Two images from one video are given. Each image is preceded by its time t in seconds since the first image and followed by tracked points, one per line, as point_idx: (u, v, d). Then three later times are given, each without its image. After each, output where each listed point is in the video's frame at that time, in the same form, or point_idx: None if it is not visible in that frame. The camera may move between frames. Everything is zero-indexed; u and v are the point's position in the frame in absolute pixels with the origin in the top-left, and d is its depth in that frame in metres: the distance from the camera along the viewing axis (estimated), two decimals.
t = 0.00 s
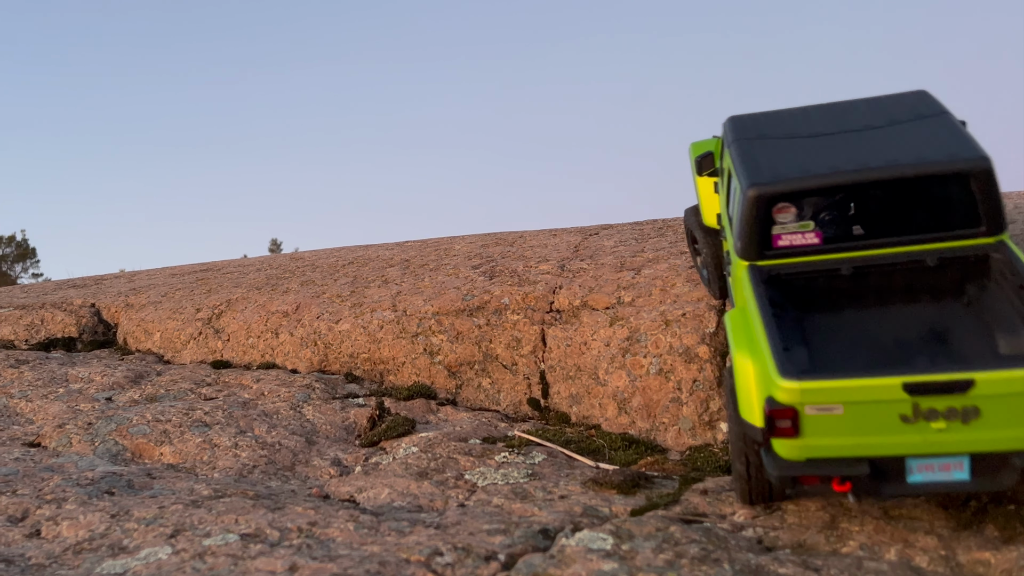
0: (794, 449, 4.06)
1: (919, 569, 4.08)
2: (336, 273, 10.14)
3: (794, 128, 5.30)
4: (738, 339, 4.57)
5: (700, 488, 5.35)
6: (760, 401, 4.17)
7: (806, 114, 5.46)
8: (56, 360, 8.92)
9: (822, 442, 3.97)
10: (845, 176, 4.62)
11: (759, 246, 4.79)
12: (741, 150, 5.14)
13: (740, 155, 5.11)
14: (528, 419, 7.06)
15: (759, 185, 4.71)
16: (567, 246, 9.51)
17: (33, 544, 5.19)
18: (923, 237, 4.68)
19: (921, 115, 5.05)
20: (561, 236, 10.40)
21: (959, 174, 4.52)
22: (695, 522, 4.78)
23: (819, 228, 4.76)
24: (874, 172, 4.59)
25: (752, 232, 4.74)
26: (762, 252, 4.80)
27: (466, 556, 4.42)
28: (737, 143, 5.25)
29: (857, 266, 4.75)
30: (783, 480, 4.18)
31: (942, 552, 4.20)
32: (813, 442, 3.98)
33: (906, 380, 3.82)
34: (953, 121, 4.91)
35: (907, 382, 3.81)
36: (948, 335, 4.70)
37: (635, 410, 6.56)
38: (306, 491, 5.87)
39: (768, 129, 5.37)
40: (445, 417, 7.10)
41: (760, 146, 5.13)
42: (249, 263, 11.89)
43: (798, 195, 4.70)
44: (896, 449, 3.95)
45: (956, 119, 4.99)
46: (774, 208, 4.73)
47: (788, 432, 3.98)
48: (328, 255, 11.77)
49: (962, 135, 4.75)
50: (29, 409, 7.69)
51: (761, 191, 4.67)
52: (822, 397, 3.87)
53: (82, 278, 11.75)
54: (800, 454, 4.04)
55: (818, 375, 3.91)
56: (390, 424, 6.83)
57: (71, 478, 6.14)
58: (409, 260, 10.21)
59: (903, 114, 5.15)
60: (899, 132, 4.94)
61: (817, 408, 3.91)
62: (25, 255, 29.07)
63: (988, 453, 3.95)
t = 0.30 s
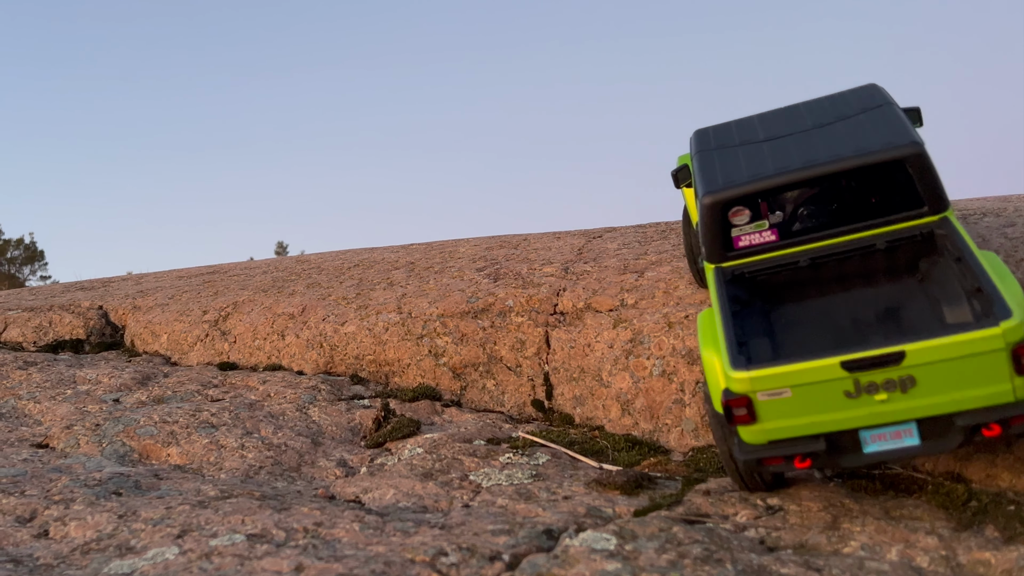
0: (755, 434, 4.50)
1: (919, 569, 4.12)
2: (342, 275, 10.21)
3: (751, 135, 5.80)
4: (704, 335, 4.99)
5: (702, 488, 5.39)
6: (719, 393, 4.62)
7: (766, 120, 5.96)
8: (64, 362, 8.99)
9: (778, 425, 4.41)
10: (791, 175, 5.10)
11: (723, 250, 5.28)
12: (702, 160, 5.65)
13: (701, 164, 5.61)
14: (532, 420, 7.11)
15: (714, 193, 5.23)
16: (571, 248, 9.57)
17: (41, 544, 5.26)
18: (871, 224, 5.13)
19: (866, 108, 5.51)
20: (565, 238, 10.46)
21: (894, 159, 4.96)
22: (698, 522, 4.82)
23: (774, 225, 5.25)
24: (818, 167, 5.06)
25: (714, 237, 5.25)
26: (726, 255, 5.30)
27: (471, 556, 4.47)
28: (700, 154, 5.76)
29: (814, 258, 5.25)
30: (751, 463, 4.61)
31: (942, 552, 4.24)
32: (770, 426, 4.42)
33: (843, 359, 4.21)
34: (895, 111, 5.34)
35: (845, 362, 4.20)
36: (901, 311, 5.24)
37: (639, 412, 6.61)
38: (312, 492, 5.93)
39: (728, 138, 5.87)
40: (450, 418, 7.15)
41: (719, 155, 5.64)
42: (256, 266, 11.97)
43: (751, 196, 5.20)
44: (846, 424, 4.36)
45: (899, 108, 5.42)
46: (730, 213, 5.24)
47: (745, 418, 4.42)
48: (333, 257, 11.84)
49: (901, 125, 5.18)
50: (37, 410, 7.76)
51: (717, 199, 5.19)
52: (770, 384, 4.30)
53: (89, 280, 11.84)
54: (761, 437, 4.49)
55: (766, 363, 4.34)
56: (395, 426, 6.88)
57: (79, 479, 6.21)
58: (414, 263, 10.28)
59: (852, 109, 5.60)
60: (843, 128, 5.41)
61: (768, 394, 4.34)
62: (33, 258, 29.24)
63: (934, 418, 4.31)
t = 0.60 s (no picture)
0: (732, 424, 4.90)
1: (920, 570, 4.15)
2: (348, 278, 10.27)
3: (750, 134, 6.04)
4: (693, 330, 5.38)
5: (705, 488, 5.43)
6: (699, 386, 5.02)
7: (764, 119, 6.16)
8: (72, 364, 9.06)
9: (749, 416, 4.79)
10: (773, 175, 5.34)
11: (713, 248, 5.64)
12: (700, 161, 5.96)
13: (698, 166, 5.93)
14: (536, 421, 7.16)
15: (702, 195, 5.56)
16: (575, 251, 9.62)
17: (50, 544, 5.32)
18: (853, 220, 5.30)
19: (858, 106, 5.62)
20: (569, 241, 10.50)
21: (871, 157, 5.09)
22: (701, 523, 4.86)
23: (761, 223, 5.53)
24: (797, 167, 5.26)
25: (704, 237, 5.61)
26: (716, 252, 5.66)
27: (475, 556, 4.51)
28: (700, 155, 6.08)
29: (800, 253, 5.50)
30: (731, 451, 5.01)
31: (943, 552, 4.27)
32: (742, 416, 4.81)
33: (803, 354, 4.50)
34: (883, 107, 5.46)
35: (806, 355, 4.50)
36: (881, 302, 5.25)
37: (642, 413, 6.66)
38: (317, 492, 5.98)
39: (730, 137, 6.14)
40: (455, 420, 7.19)
41: (715, 156, 5.94)
42: (262, 268, 12.04)
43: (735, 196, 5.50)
44: (812, 413, 4.67)
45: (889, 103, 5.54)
46: (718, 213, 5.56)
47: (719, 410, 4.82)
48: (339, 260, 11.90)
49: (886, 120, 5.30)
50: (45, 412, 7.83)
51: (703, 200, 5.53)
52: (738, 378, 4.67)
53: (97, 283, 11.93)
54: (737, 427, 4.88)
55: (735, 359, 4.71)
56: (400, 427, 6.93)
57: (87, 480, 6.27)
58: (419, 265, 10.33)
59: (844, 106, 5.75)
60: (832, 125, 5.55)
61: (737, 387, 4.71)
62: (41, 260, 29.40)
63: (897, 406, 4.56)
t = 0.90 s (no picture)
0: (716, 420, 5.31)
1: (921, 570, 4.19)
2: (353, 280, 10.34)
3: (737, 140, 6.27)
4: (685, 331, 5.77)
5: (707, 489, 5.48)
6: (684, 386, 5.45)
7: (755, 122, 6.37)
8: (80, 366, 9.14)
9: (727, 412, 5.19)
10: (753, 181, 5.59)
11: (705, 256, 5.92)
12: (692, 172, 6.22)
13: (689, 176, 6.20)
14: (540, 423, 7.20)
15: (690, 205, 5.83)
16: (579, 253, 9.67)
17: (57, 545, 5.38)
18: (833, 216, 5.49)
19: (836, 104, 5.80)
20: (573, 244, 10.55)
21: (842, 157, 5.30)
22: (703, 523, 4.90)
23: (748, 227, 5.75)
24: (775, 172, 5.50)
25: (696, 246, 5.89)
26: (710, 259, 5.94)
27: (480, 556, 4.56)
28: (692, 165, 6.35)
29: (786, 252, 5.70)
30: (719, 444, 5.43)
31: (944, 552, 4.31)
32: (721, 413, 5.22)
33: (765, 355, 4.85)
34: (859, 105, 5.64)
35: (768, 355, 4.83)
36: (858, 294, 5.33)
37: (645, 414, 6.70)
38: (324, 493, 6.03)
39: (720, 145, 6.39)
40: (459, 421, 7.24)
41: (704, 165, 6.20)
42: (268, 270, 12.11)
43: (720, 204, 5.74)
44: (784, 406, 5.03)
45: (867, 101, 5.70)
46: (706, 222, 5.83)
47: (699, 410, 5.24)
48: (345, 263, 11.97)
49: (858, 118, 5.49)
50: (53, 413, 7.91)
51: (690, 210, 5.79)
52: (711, 379, 5.07)
53: (105, 285, 12.01)
54: (721, 423, 5.28)
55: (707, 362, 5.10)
56: (406, 428, 6.99)
57: (95, 481, 6.33)
58: (424, 268, 10.40)
59: (826, 105, 5.92)
60: (810, 126, 5.75)
61: (713, 387, 5.11)
62: (49, 263, 29.53)
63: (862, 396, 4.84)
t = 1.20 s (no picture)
0: (701, 380, 5.41)
1: (922, 570, 4.23)
2: (358, 283, 10.40)
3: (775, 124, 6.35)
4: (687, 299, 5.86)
5: (710, 489, 5.53)
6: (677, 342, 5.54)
7: (796, 110, 6.46)
8: (87, 367, 9.21)
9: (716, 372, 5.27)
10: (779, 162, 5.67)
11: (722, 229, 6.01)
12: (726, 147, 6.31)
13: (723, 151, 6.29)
14: (544, 424, 7.24)
15: (715, 177, 5.94)
16: (582, 256, 9.73)
17: (65, 545, 5.44)
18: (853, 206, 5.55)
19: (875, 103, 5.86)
20: (576, 246, 10.60)
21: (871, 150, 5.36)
22: (706, 523, 4.94)
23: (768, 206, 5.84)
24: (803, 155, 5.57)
25: (715, 217, 5.98)
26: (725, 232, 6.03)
27: (485, 556, 4.61)
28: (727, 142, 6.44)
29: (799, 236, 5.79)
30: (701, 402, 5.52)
31: (945, 553, 4.35)
32: (709, 373, 5.31)
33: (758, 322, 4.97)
34: (899, 107, 5.71)
35: (761, 321, 4.93)
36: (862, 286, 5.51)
37: (648, 415, 6.73)
38: (329, 494, 6.09)
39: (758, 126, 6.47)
40: (464, 422, 7.30)
41: (739, 142, 6.29)
42: (274, 273, 12.18)
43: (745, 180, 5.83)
44: (769, 375, 5.14)
45: (907, 104, 5.78)
46: (728, 194, 5.93)
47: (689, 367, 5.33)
48: (350, 265, 12.04)
49: (895, 119, 5.55)
50: (61, 414, 7.98)
51: (715, 181, 5.90)
52: (705, 339, 5.16)
53: (112, 287, 12.09)
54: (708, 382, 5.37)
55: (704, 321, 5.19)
56: (411, 429, 7.04)
57: (102, 482, 6.40)
58: (429, 270, 10.46)
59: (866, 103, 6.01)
60: (847, 119, 5.84)
61: (705, 347, 5.20)
62: (57, 265, 29.67)
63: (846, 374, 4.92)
